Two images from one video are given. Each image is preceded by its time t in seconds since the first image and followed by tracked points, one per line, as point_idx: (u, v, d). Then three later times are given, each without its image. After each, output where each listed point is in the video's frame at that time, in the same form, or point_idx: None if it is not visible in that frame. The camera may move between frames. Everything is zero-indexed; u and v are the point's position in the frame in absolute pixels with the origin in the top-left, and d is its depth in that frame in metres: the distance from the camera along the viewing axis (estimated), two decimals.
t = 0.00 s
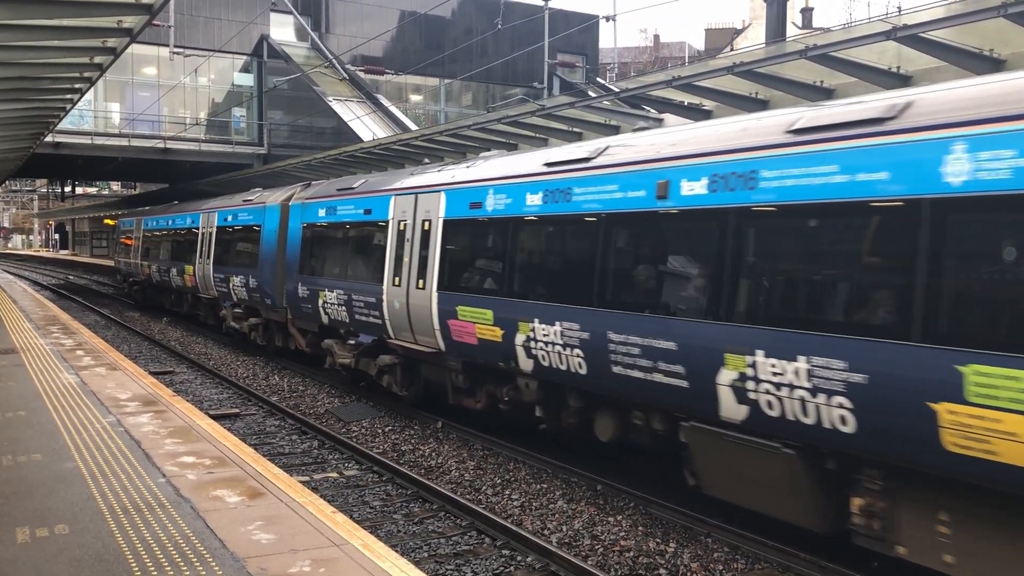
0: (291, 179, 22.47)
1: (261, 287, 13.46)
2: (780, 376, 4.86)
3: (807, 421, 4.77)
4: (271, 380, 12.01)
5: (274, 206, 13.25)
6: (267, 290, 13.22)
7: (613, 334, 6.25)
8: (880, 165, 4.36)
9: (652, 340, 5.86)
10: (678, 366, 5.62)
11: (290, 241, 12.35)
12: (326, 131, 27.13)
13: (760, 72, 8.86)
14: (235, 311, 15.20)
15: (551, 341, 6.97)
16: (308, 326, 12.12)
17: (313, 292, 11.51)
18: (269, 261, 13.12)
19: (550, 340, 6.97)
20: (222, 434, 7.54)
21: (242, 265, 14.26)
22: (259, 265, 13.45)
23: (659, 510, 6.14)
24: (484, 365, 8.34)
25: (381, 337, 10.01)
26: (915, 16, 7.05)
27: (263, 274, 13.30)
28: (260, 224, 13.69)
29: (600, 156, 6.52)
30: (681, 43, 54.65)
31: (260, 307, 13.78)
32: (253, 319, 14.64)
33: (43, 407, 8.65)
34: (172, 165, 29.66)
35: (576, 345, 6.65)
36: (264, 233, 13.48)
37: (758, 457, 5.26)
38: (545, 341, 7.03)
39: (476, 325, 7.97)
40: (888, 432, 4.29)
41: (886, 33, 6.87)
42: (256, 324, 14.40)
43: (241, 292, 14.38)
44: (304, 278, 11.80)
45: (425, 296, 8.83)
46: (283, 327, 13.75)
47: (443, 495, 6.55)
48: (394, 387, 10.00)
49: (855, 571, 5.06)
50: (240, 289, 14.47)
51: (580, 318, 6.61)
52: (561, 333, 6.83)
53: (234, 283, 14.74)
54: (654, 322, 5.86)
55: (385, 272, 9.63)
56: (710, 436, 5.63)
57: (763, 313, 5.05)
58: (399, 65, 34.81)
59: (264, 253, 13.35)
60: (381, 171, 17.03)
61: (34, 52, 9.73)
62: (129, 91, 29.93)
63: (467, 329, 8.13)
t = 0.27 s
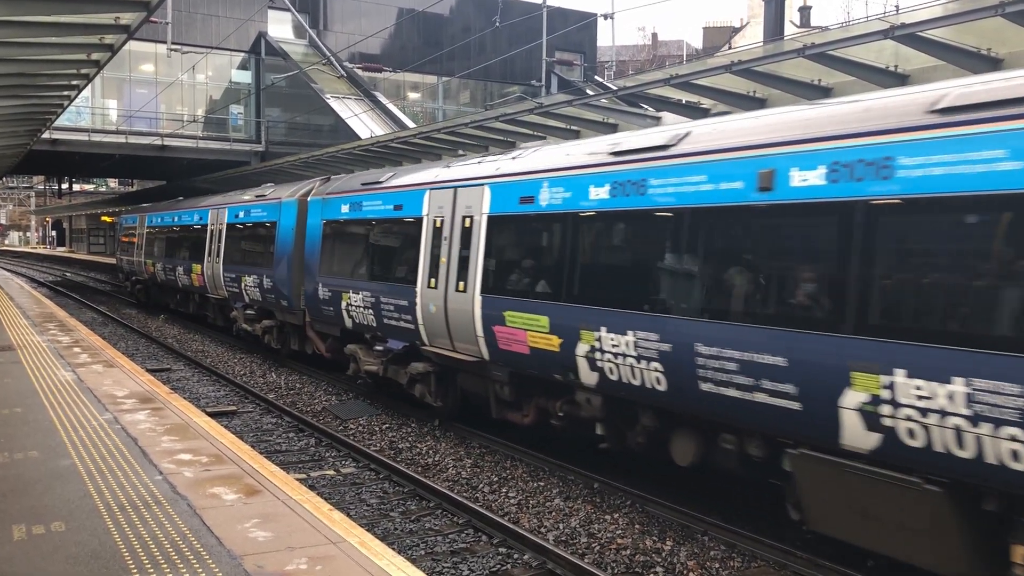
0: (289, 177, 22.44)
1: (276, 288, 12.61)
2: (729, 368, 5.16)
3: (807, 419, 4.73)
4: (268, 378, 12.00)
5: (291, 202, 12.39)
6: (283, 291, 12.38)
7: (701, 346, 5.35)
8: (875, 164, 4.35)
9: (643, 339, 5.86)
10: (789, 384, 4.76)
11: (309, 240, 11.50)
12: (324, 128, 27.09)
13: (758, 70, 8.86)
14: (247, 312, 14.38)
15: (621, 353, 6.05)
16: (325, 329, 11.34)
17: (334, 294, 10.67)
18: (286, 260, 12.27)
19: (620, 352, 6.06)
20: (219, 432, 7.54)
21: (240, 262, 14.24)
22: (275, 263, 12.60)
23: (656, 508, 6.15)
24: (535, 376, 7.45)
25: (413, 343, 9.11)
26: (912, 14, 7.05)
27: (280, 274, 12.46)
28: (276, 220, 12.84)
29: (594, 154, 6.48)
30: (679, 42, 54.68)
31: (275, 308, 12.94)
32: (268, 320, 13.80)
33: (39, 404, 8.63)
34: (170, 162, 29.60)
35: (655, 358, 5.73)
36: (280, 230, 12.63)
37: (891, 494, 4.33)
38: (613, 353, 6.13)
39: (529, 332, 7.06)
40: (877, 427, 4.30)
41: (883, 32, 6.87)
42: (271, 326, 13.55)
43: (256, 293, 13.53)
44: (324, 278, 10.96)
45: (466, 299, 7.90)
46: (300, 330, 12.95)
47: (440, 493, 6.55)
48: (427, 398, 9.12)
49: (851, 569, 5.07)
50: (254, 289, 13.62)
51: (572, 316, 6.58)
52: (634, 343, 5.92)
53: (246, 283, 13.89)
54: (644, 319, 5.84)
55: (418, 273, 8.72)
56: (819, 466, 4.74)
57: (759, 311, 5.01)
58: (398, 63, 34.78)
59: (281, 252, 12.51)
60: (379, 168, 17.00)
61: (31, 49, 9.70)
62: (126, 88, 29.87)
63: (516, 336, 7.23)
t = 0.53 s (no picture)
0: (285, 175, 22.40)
1: (293, 290, 11.79)
2: (709, 363, 5.26)
3: (803, 417, 4.73)
4: (264, 376, 11.98)
5: (309, 198, 11.51)
6: (302, 294, 11.58)
7: (821, 363, 4.56)
8: (875, 161, 4.33)
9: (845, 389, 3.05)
10: (858, 396, 4.35)
11: (331, 239, 10.65)
12: (321, 127, 27.04)
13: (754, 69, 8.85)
14: (260, 314, 13.56)
15: (714, 369, 5.24)
16: (347, 335, 10.56)
17: (359, 298, 9.88)
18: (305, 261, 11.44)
19: (712, 368, 5.24)
20: (215, 431, 7.52)
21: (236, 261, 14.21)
22: (293, 264, 11.77)
23: (653, 507, 6.15)
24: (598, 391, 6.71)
25: (451, 352, 8.33)
26: (909, 13, 7.05)
27: (298, 275, 11.63)
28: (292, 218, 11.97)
29: (591, 152, 6.45)
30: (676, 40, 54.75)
31: (292, 311, 12.14)
32: (283, 324, 12.99)
33: (34, 403, 8.61)
34: (166, 160, 29.53)
35: (759, 376, 4.94)
36: (296, 228, 11.78)
37: None
38: (702, 369, 5.32)
39: (595, 342, 6.27)
40: (875, 426, 4.30)
41: (879, 31, 6.88)
42: (286, 330, 12.76)
43: (270, 295, 12.71)
44: (348, 280, 10.16)
45: (517, 306, 7.12)
46: (318, 334, 12.20)
47: (437, 492, 6.54)
48: (467, 412, 8.38)
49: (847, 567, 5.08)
50: (268, 291, 12.79)
51: (567, 314, 6.56)
52: (732, 358, 5.11)
53: (260, 285, 13.01)
54: (642, 319, 5.83)
55: (460, 276, 7.94)
56: (972, 505, 3.98)
57: (757, 310, 5.00)
58: (394, 61, 34.75)
59: (298, 252, 11.68)
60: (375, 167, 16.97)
61: (25, 47, 9.65)
62: (122, 86, 29.81)
63: (580, 347, 6.43)
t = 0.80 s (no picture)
0: (282, 176, 22.37)
1: (315, 294, 10.98)
2: (839, 386, 4.46)
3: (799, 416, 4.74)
4: (260, 377, 11.96)
5: (331, 196, 10.69)
6: (325, 298, 10.76)
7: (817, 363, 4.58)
8: (874, 162, 4.37)
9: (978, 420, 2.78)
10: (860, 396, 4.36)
11: (359, 240, 9.86)
12: (317, 127, 26.99)
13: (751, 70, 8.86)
14: (276, 320, 12.83)
15: (845, 394, 4.44)
16: (375, 343, 9.83)
17: (391, 304, 9.12)
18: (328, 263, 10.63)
19: (841, 391, 4.45)
20: (212, 431, 7.51)
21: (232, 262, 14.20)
22: (314, 267, 10.96)
23: (650, 508, 6.15)
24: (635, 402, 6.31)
25: (499, 364, 7.57)
26: (905, 14, 7.07)
27: (321, 279, 10.81)
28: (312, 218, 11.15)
29: (589, 152, 6.47)
30: (673, 41, 54.80)
31: (312, 318, 11.37)
32: (302, 331, 12.29)
33: (30, 404, 8.58)
34: (162, 161, 29.46)
35: (907, 404, 4.16)
36: (317, 229, 10.98)
37: None
38: (829, 393, 4.52)
39: (684, 357, 5.47)
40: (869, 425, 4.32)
41: (876, 32, 6.91)
42: (305, 338, 12.04)
43: (288, 300, 11.96)
44: (379, 284, 9.38)
45: (584, 316, 6.29)
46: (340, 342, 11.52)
47: (434, 493, 6.54)
48: (518, 430, 7.66)
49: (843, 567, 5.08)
50: (286, 295, 12.06)
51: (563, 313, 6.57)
52: (870, 381, 4.32)
53: (277, 288, 12.30)
54: (637, 319, 5.84)
55: (511, 283, 7.16)
56: None
57: (754, 310, 5.04)
58: (391, 62, 34.73)
59: (320, 254, 10.86)
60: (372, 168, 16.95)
61: (20, 47, 9.63)
62: (118, 86, 29.72)
63: (664, 364, 5.63)
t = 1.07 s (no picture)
0: (279, 178, 22.37)
1: (342, 301, 10.20)
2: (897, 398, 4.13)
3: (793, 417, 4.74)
4: (258, 380, 11.93)
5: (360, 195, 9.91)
6: (353, 305, 9.97)
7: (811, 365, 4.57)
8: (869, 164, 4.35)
9: None
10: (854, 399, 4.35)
11: (393, 242, 9.07)
12: (315, 129, 27.01)
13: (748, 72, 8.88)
14: (297, 328, 12.04)
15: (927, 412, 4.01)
16: (409, 354, 9.02)
17: (430, 312, 8.31)
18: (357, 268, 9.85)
19: None
20: (209, 434, 7.49)
21: (230, 264, 14.20)
22: (342, 272, 10.18)
23: (647, 510, 6.15)
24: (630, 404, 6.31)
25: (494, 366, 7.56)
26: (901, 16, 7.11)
27: (349, 285, 10.03)
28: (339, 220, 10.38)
29: (585, 154, 6.46)
30: (670, 43, 54.86)
31: (337, 327, 10.56)
32: (324, 340, 11.52)
33: (26, 406, 8.57)
34: (159, 163, 29.44)
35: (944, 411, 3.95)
36: (343, 231, 10.21)
37: None
38: (824, 396, 4.51)
39: (811, 379, 4.57)
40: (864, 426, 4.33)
41: (873, 33, 6.98)
42: (328, 347, 11.25)
43: (311, 307, 11.18)
44: (417, 290, 8.57)
45: (674, 329, 5.41)
46: (368, 351, 10.73)
47: (431, 496, 6.53)
48: (584, 456, 6.72)
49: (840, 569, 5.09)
50: (308, 301, 11.31)
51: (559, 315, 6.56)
52: None
53: (298, 294, 11.53)
54: (626, 319, 5.80)
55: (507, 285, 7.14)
56: None
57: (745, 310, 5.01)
58: (388, 64, 34.76)
59: (347, 258, 10.08)
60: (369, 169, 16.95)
61: (18, 49, 9.62)
62: (115, 89, 29.71)
63: (785, 388, 4.72)
